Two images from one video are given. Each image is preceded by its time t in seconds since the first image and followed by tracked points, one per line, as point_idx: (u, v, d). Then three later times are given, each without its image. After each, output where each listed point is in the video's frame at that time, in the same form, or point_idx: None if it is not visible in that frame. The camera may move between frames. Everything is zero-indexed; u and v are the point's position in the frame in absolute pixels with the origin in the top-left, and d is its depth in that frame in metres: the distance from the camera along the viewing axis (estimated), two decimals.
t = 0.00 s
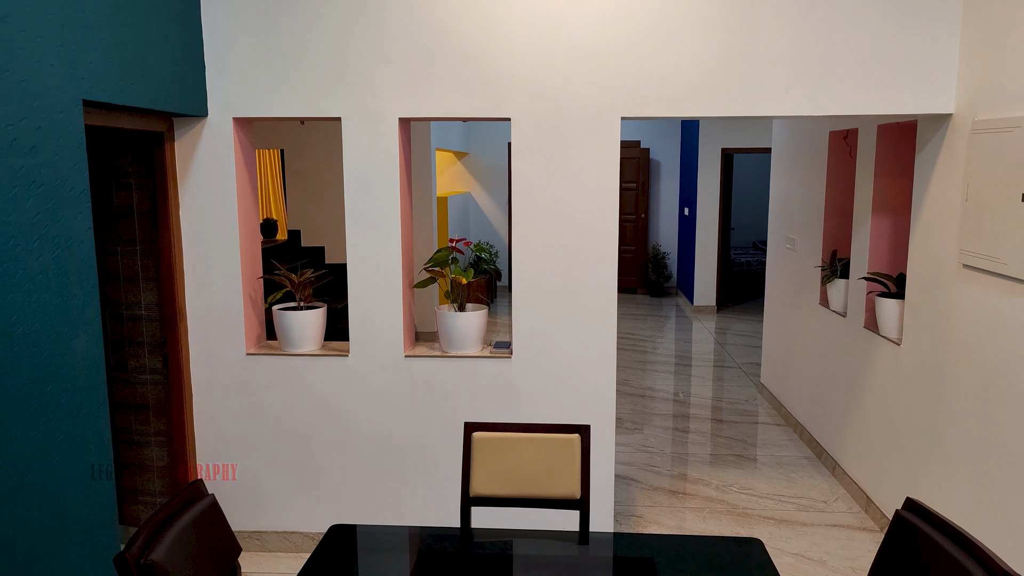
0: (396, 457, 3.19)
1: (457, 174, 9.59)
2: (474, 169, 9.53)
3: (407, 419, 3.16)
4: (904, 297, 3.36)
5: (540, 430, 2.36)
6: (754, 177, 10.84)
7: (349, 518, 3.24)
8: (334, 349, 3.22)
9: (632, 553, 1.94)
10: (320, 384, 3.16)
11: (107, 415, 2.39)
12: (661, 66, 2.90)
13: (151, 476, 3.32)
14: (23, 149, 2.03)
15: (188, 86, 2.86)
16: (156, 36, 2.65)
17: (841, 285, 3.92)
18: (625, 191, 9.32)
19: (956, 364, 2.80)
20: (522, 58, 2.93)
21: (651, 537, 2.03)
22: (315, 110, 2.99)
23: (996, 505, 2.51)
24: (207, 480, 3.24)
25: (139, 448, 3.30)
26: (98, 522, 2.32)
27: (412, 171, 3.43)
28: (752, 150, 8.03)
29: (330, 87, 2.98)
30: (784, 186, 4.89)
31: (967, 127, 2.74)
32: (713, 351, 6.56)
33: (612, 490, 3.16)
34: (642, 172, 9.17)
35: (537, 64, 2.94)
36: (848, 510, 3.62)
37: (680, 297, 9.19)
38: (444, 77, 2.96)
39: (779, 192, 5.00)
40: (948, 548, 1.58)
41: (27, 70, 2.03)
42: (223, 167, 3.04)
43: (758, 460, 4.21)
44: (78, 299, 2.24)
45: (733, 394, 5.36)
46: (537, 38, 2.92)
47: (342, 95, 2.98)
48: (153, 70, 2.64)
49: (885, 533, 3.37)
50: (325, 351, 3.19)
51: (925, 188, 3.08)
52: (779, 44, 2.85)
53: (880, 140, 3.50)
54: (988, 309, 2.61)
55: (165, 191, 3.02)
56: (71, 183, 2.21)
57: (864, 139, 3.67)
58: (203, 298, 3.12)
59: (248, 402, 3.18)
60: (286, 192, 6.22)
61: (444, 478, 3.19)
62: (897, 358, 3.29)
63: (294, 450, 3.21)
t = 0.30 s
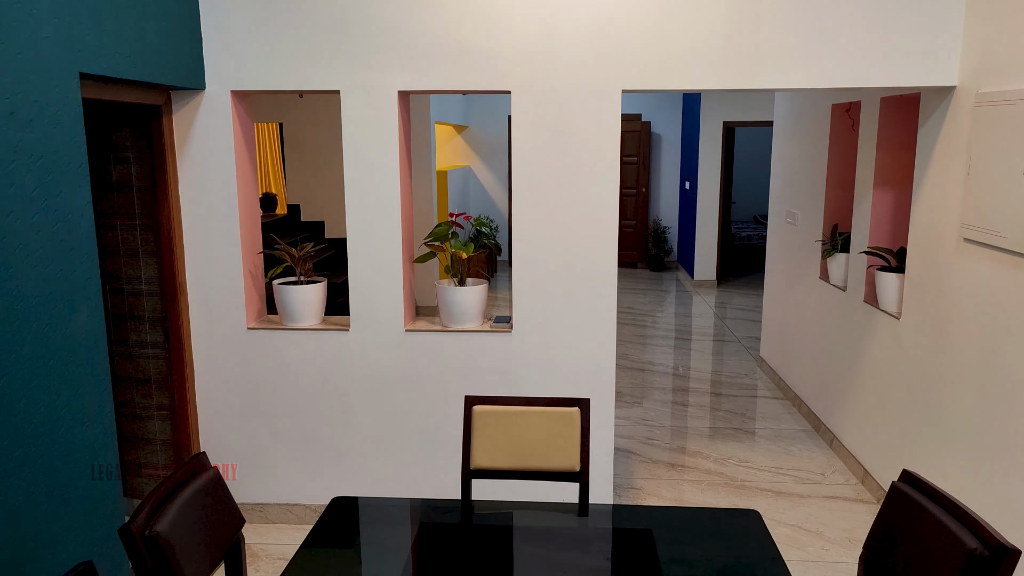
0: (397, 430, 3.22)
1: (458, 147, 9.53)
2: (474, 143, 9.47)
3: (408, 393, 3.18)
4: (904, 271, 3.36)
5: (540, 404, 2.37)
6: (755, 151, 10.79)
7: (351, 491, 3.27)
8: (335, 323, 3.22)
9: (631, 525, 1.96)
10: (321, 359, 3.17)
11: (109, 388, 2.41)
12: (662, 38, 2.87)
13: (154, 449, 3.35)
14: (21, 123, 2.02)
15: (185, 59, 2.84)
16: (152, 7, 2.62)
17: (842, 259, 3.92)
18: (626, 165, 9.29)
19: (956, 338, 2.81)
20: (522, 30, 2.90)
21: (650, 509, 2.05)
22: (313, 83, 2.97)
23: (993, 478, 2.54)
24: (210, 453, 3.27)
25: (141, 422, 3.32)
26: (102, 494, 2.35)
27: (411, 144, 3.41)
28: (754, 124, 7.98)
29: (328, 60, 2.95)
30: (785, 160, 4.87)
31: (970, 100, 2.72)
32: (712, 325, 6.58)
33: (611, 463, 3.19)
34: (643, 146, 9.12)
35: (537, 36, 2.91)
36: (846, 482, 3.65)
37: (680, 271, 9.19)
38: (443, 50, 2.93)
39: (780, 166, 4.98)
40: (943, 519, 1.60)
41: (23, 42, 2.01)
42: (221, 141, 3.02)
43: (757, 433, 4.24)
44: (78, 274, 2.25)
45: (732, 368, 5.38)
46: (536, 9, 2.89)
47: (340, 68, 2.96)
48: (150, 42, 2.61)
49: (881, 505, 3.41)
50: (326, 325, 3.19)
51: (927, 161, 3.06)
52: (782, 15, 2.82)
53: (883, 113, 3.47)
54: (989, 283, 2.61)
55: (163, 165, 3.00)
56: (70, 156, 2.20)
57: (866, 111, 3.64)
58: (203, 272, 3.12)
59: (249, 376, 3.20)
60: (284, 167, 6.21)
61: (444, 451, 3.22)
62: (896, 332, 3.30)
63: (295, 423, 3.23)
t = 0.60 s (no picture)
0: (397, 406, 3.23)
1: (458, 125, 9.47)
2: (473, 120, 9.43)
3: (408, 370, 3.19)
4: (903, 248, 3.36)
5: (540, 380, 2.38)
6: (756, 127, 10.74)
7: (352, 467, 3.30)
8: (335, 301, 3.23)
9: (630, 500, 1.98)
10: (321, 336, 3.18)
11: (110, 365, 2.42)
12: (663, 13, 2.85)
13: (156, 427, 3.35)
14: (18, 100, 2.01)
15: (182, 34, 2.81)
16: None
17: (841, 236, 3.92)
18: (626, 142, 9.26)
19: (955, 315, 2.82)
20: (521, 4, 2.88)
21: (649, 484, 2.07)
22: (311, 59, 2.95)
23: (990, 453, 2.56)
24: (211, 429, 3.29)
25: (142, 399, 3.33)
26: (105, 470, 2.37)
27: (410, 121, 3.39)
28: (755, 100, 7.94)
29: (326, 35, 2.93)
30: (786, 137, 4.85)
31: (973, 75, 2.71)
32: (712, 303, 6.59)
33: (610, 439, 3.21)
34: (643, 122, 9.07)
35: (536, 11, 2.88)
36: (843, 458, 3.68)
37: (680, 249, 9.18)
38: (441, 25, 2.90)
39: (780, 143, 4.96)
40: (939, 494, 1.62)
41: (19, 17, 1.99)
42: (220, 118, 3.00)
43: (755, 409, 4.27)
44: (78, 251, 2.25)
45: (731, 345, 5.40)
46: None
47: (338, 43, 2.93)
48: (147, 17, 2.59)
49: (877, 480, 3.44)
50: (326, 302, 3.20)
51: (928, 137, 3.05)
52: None
53: (885, 90, 3.46)
54: (988, 260, 2.61)
55: (162, 141, 2.99)
56: (67, 133, 2.19)
57: (868, 88, 3.62)
58: (202, 249, 3.12)
59: (250, 354, 3.21)
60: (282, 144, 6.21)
61: (444, 428, 3.24)
62: (895, 309, 3.31)
63: (296, 400, 3.25)
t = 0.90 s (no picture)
0: (398, 383, 3.25)
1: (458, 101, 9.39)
2: (473, 96, 9.36)
3: (409, 347, 3.20)
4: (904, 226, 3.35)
5: (539, 357, 2.39)
6: (757, 104, 10.66)
7: (353, 442, 3.32)
8: (335, 278, 3.23)
9: (630, 475, 2.00)
10: (323, 313, 3.19)
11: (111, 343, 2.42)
12: None
13: (158, 402, 3.38)
14: (15, 76, 2.00)
15: (179, 9, 2.78)
16: None
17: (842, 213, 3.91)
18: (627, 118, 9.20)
19: (955, 292, 2.82)
20: None
21: (648, 459, 2.09)
22: (310, 34, 2.92)
23: (988, 430, 2.58)
24: (213, 406, 3.31)
25: (144, 374, 3.36)
26: (108, 445, 2.39)
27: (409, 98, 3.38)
28: (757, 76, 7.88)
29: (325, 10, 2.90)
30: (787, 113, 4.82)
31: (976, 51, 2.69)
32: (712, 280, 6.59)
33: (609, 416, 3.23)
34: (644, 99, 9.00)
35: None
36: (840, 435, 3.71)
37: (680, 226, 9.17)
38: None
39: (782, 119, 4.93)
40: (936, 469, 1.63)
41: None
42: (218, 94, 2.98)
43: (753, 387, 4.29)
44: (78, 229, 2.24)
45: (731, 322, 5.41)
46: None
47: (336, 18, 2.91)
48: None
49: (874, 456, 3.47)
50: (326, 279, 3.20)
51: (931, 114, 3.03)
52: None
53: (888, 65, 3.43)
54: (989, 237, 2.61)
55: (160, 118, 2.97)
56: (66, 109, 2.18)
57: (871, 63, 3.59)
58: (201, 226, 3.11)
59: (250, 331, 3.22)
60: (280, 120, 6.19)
61: (445, 405, 3.26)
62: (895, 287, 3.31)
63: (297, 376, 3.26)
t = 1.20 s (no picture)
0: (399, 360, 3.26)
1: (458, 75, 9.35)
2: (473, 71, 9.29)
3: (409, 324, 3.21)
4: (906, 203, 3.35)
5: (540, 333, 2.40)
6: (760, 79, 10.57)
7: (354, 418, 3.34)
8: (335, 255, 3.22)
9: (629, 450, 2.01)
10: (324, 289, 3.19)
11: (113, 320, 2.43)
12: None
13: (160, 379, 3.39)
14: (11, 50, 1.98)
15: None
16: None
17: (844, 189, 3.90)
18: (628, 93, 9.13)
19: (956, 269, 2.82)
20: None
21: (647, 435, 2.10)
22: (308, 8, 2.89)
23: (987, 406, 2.59)
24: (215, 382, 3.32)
25: (146, 350, 3.37)
26: (111, 420, 2.40)
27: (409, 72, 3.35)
28: (760, 51, 7.79)
29: None
30: (790, 88, 4.79)
31: (982, 25, 2.66)
32: (713, 257, 6.58)
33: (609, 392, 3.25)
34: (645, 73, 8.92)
35: None
36: (840, 411, 3.72)
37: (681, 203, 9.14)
38: None
39: (785, 94, 4.90)
40: (934, 445, 1.64)
41: None
42: (216, 69, 2.96)
43: (754, 364, 4.28)
44: (77, 205, 2.23)
45: (732, 299, 5.41)
46: None
47: None
48: None
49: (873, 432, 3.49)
50: (326, 256, 3.20)
51: (935, 89, 3.01)
52: None
53: (892, 40, 3.39)
54: (991, 214, 2.60)
55: (157, 93, 2.95)
56: (64, 84, 2.16)
57: (875, 38, 3.55)
58: (201, 202, 3.10)
59: (251, 307, 3.22)
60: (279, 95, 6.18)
61: (445, 381, 3.27)
62: (897, 263, 3.31)
63: (298, 353, 3.28)
